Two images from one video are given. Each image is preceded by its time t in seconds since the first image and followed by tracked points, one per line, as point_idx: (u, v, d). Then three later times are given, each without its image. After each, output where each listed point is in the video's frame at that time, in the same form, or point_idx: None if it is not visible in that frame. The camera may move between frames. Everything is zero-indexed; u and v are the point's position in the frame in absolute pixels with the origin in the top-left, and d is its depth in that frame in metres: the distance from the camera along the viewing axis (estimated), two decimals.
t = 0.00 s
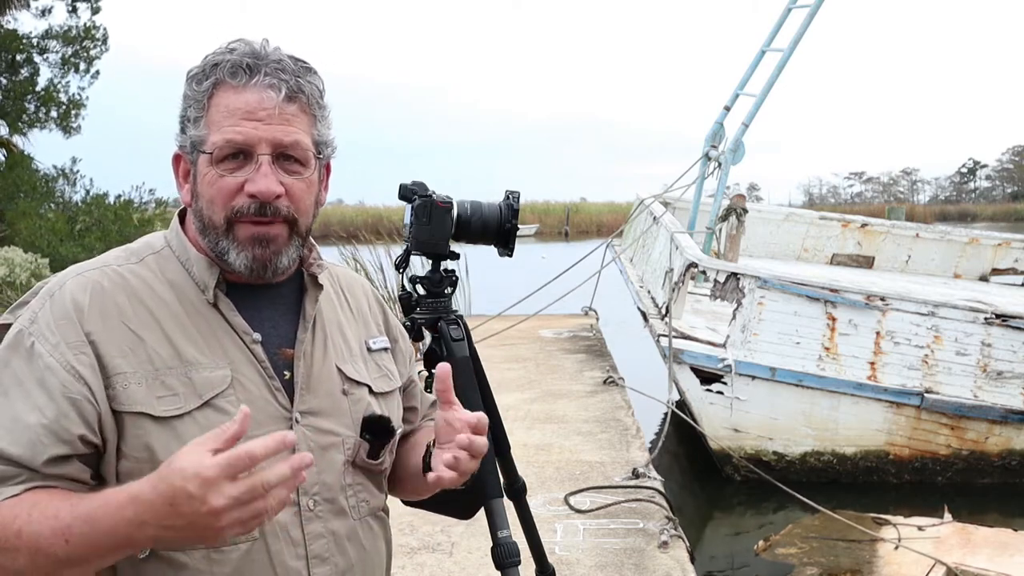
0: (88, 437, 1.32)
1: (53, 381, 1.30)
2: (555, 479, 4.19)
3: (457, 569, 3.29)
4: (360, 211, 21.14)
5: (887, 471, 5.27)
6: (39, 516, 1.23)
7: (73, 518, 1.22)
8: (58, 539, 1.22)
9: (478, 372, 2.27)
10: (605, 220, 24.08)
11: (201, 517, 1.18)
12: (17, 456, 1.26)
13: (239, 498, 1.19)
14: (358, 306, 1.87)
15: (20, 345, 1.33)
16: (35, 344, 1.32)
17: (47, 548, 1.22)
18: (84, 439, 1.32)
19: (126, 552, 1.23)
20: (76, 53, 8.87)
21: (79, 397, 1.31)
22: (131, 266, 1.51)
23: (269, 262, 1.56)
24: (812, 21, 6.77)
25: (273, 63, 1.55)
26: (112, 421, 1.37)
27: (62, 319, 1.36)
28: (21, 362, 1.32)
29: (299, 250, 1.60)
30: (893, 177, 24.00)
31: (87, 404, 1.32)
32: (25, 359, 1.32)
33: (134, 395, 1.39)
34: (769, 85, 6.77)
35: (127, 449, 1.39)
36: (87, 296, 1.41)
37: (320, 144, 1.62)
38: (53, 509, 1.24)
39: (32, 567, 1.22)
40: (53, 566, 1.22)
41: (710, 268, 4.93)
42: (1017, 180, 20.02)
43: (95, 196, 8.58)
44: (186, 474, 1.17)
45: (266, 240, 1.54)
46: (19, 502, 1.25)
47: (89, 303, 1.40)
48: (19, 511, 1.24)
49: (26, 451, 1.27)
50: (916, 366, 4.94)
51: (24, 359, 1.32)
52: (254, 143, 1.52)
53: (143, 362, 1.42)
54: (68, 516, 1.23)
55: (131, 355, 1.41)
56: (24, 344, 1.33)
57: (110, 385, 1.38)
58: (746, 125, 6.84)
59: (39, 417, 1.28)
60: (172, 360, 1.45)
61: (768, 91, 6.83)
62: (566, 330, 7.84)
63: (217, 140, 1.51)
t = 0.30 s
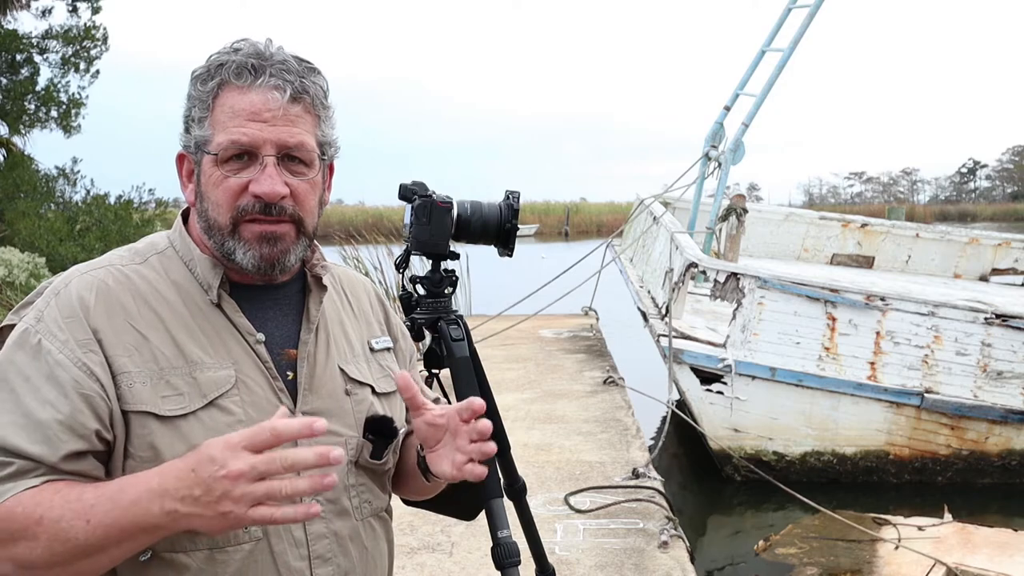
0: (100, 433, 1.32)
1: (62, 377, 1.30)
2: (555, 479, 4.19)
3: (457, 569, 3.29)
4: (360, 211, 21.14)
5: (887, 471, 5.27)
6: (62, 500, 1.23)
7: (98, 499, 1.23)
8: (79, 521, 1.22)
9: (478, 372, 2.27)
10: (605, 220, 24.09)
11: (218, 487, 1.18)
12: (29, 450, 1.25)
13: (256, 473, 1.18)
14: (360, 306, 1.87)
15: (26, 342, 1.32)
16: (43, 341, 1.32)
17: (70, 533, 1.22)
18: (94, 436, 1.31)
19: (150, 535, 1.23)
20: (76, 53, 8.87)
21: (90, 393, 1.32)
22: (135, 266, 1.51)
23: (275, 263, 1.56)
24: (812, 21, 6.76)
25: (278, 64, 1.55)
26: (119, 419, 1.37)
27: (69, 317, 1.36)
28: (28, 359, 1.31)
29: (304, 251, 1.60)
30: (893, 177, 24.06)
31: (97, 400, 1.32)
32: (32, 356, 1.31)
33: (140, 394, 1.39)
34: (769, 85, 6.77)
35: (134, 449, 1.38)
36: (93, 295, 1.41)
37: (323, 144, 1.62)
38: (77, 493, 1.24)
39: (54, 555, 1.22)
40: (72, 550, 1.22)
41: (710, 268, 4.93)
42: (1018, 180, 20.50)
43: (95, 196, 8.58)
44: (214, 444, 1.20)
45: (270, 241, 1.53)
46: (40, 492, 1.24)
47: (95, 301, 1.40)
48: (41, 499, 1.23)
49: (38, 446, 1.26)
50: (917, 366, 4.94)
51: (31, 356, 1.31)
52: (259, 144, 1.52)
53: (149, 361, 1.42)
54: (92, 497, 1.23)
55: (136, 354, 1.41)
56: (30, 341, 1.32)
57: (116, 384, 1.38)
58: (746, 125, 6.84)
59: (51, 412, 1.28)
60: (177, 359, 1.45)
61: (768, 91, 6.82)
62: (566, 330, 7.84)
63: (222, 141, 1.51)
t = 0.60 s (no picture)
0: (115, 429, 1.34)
1: (76, 371, 1.31)
2: (554, 479, 4.19)
3: (457, 569, 3.29)
4: (360, 211, 21.13)
5: (887, 471, 5.27)
6: (110, 491, 1.25)
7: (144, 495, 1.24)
8: (130, 510, 1.23)
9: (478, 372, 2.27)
10: (605, 220, 24.09)
11: (235, 464, 1.20)
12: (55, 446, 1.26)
13: (260, 438, 1.19)
14: (361, 302, 1.86)
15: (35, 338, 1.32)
16: (52, 335, 1.32)
17: (115, 526, 1.23)
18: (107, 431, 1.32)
19: (200, 522, 1.24)
20: (76, 53, 8.87)
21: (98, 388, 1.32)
22: (137, 265, 1.50)
23: (274, 264, 1.56)
24: (812, 21, 6.76)
25: (279, 65, 1.55)
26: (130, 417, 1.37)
27: (75, 314, 1.37)
28: (37, 354, 1.31)
29: (304, 252, 1.60)
30: (893, 177, 24.06)
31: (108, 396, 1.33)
32: (41, 350, 1.31)
33: (145, 391, 1.39)
34: (769, 85, 6.77)
35: (141, 445, 1.38)
36: (97, 292, 1.41)
37: (324, 146, 1.62)
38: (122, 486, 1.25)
39: (98, 547, 1.23)
40: (122, 539, 1.23)
41: (710, 268, 4.93)
42: (1018, 180, 20.59)
43: (95, 196, 8.57)
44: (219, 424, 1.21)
45: (270, 242, 1.53)
46: (83, 486, 1.25)
47: (100, 298, 1.41)
48: (85, 491, 1.24)
49: (63, 437, 1.27)
50: (916, 366, 4.94)
51: (39, 351, 1.31)
52: (260, 145, 1.52)
53: (153, 358, 1.42)
54: (140, 486, 1.25)
55: (141, 351, 1.41)
56: (39, 336, 1.32)
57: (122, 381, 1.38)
58: (746, 125, 6.84)
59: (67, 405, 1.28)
60: (181, 357, 1.45)
61: (768, 91, 6.82)
62: (566, 330, 7.84)
63: (223, 142, 1.51)
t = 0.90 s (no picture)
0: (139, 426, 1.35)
1: (94, 368, 1.32)
2: (555, 479, 4.19)
3: (457, 569, 3.29)
4: (360, 211, 21.14)
5: (887, 471, 5.27)
6: (187, 486, 1.31)
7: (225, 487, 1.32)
8: (213, 505, 1.30)
9: (478, 371, 2.28)
10: (605, 220, 24.09)
11: (334, 465, 1.31)
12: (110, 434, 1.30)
13: (360, 446, 1.30)
14: (359, 297, 1.86)
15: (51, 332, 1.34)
16: (69, 332, 1.34)
17: (198, 519, 1.29)
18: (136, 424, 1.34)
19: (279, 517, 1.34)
20: (76, 54, 8.87)
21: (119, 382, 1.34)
22: (137, 265, 1.50)
23: (266, 264, 1.56)
24: (813, 21, 6.75)
25: (268, 64, 1.54)
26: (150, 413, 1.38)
27: (88, 311, 1.38)
28: (56, 351, 1.32)
29: (295, 251, 1.60)
30: (893, 177, 24.04)
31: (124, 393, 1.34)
32: (59, 346, 1.33)
33: (159, 387, 1.39)
34: (769, 85, 6.76)
35: (163, 442, 1.40)
36: (104, 290, 1.41)
37: (315, 143, 1.62)
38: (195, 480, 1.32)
39: (178, 540, 1.29)
40: (200, 532, 1.30)
41: (710, 268, 4.93)
42: (1018, 180, 20.58)
43: (95, 196, 8.56)
44: (321, 428, 1.32)
45: (260, 242, 1.54)
46: (156, 481, 1.30)
47: (107, 296, 1.41)
48: (161, 487, 1.29)
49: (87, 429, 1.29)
50: (917, 367, 4.94)
51: (58, 347, 1.33)
52: (250, 145, 1.52)
53: (164, 354, 1.42)
54: (220, 483, 1.32)
55: (153, 348, 1.41)
56: (54, 331, 1.33)
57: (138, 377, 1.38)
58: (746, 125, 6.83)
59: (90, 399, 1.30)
60: (192, 354, 1.45)
61: (768, 91, 6.82)
62: (566, 330, 7.84)
63: (213, 142, 1.51)
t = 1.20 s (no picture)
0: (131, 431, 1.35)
1: (93, 372, 1.32)
2: (555, 479, 4.19)
3: (457, 569, 3.29)
4: (360, 211, 21.14)
5: (887, 471, 5.27)
6: (184, 493, 1.31)
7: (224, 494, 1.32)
8: (211, 512, 1.30)
9: (478, 371, 2.28)
10: (605, 220, 24.09)
11: (334, 473, 1.31)
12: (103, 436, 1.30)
13: (362, 454, 1.31)
14: (359, 301, 1.86)
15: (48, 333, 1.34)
16: (67, 334, 1.34)
17: (195, 525, 1.30)
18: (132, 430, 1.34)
19: (276, 523, 1.34)
20: (76, 54, 8.88)
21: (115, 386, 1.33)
22: (136, 266, 1.50)
23: (267, 267, 1.56)
24: (813, 21, 6.75)
25: (269, 66, 1.54)
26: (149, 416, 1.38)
27: (86, 313, 1.38)
28: (55, 353, 1.32)
29: (297, 255, 1.61)
30: (893, 177, 24.04)
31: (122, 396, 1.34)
32: (59, 348, 1.33)
33: (158, 390, 1.39)
34: (769, 85, 6.77)
35: (163, 445, 1.40)
36: (104, 292, 1.41)
37: (317, 146, 1.62)
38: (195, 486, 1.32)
39: (176, 546, 1.29)
40: (197, 538, 1.30)
41: (710, 268, 4.93)
42: (1018, 180, 20.61)
43: (95, 196, 8.56)
44: (322, 436, 1.32)
45: (262, 246, 1.54)
46: (153, 487, 1.30)
47: (107, 298, 1.41)
48: (159, 493, 1.30)
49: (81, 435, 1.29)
50: (917, 367, 4.94)
51: (57, 349, 1.33)
52: (251, 148, 1.52)
53: (163, 357, 1.42)
54: (217, 490, 1.32)
55: (151, 351, 1.41)
56: (52, 332, 1.34)
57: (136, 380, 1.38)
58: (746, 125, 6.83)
59: (91, 401, 1.30)
60: (190, 356, 1.45)
61: (768, 91, 6.81)
62: (566, 330, 7.84)
63: (215, 145, 1.51)
